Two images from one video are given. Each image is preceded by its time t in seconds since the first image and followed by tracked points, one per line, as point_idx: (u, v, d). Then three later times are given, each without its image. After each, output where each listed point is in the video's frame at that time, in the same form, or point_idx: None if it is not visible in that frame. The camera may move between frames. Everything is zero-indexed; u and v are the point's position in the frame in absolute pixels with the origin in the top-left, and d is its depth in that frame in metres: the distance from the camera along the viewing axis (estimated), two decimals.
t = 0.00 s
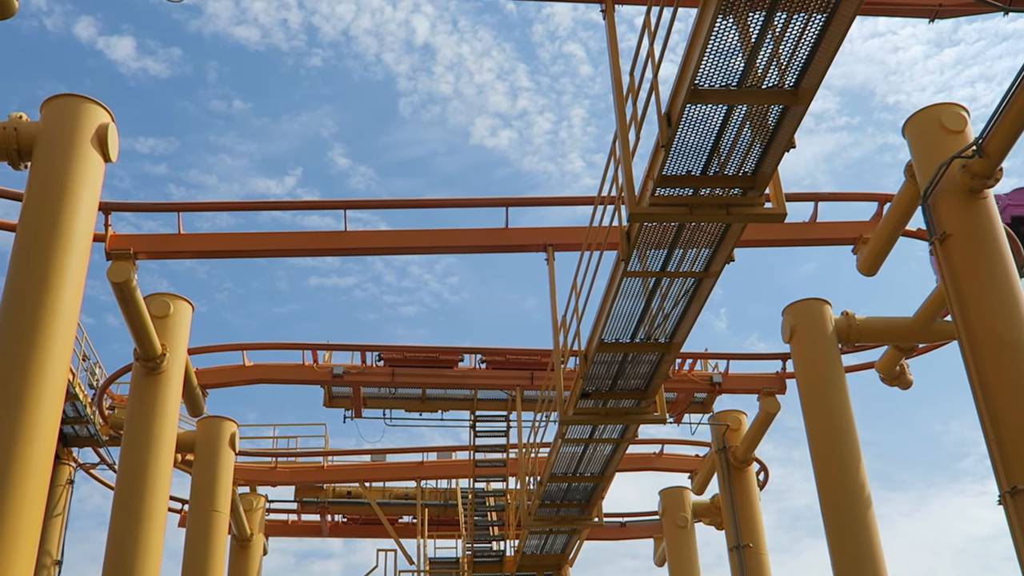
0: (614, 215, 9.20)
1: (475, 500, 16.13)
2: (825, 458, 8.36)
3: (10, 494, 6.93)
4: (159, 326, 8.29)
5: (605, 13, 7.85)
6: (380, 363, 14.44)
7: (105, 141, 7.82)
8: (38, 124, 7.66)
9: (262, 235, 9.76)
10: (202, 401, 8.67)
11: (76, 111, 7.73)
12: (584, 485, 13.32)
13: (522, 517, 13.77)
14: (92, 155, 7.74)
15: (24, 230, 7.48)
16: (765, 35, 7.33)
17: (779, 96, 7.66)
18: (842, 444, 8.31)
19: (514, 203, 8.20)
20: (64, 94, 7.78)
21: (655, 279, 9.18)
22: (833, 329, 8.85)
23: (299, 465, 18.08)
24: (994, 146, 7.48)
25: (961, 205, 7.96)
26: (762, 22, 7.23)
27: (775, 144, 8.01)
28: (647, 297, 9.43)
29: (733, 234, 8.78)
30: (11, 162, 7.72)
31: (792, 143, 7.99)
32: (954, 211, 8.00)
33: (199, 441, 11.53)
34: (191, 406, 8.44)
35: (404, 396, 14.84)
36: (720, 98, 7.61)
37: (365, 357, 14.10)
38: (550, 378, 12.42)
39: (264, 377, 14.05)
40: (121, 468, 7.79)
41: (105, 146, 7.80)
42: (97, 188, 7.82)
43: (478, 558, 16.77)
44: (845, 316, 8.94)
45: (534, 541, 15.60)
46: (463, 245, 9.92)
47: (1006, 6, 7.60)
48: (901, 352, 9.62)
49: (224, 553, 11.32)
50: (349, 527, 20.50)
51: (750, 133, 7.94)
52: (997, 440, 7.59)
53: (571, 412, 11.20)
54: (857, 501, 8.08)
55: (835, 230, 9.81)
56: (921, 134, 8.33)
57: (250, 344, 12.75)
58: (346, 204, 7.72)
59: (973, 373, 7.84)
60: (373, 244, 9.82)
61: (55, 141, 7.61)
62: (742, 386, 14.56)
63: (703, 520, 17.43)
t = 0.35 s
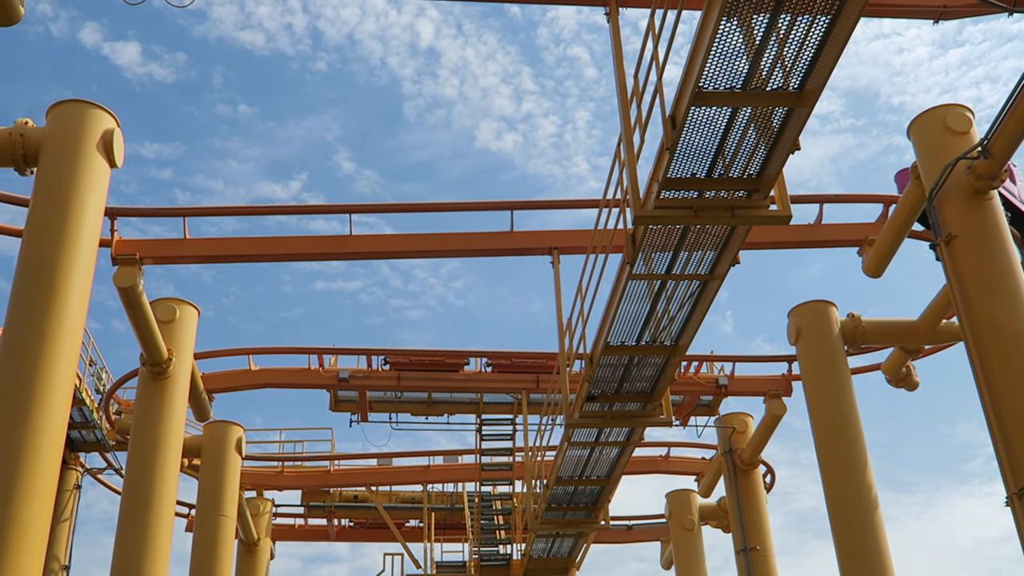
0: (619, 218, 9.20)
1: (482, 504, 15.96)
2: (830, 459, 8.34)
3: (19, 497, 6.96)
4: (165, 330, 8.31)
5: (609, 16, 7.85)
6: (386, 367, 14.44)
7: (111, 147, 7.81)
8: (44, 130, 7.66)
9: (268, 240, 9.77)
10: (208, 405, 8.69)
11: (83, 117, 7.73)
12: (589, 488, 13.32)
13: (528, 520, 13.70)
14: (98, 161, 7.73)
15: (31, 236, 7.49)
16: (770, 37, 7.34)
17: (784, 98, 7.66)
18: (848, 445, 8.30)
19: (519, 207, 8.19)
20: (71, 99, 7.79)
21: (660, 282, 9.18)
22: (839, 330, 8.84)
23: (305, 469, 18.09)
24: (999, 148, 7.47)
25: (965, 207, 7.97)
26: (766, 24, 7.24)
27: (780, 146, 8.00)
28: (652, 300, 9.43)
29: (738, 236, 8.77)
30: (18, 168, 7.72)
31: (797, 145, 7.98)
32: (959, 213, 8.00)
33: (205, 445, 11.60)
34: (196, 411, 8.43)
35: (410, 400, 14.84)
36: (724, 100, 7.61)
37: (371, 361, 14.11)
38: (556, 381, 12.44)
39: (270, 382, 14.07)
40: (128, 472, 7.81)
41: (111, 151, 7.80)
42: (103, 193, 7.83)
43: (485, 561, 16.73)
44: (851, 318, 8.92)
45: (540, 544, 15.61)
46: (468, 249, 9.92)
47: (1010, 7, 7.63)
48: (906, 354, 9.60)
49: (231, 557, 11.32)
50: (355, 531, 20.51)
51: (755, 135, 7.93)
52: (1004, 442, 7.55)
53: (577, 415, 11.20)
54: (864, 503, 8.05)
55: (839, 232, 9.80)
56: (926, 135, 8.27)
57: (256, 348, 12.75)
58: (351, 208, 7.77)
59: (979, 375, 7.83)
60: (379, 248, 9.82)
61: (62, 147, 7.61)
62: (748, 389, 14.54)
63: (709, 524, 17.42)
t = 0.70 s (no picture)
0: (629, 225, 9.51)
1: (497, 498, 16.64)
2: (833, 457, 8.60)
3: (56, 491, 7.34)
4: (194, 333, 8.67)
5: (619, 30, 8.14)
6: (405, 367, 14.78)
7: (142, 157, 8.14)
8: (79, 140, 7.99)
9: (289, 246, 10.10)
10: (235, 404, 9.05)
11: (115, 128, 8.07)
12: (601, 484, 13.63)
13: (540, 514, 14.15)
14: (130, 171, 8.06)
15: (66, 242, 7.84)
16: (774, 50, 7.64)
17: (789, 109, 7.95)
18: (852, 443, 8.56)
19: (532, 214, 8.51)
20: (104, 112, 8.13)
21: (669, 286, 9.47)
22: (842, 333, 9.12)
23: (329, 465, 18.46)
24: (998, 154, 7.78)
25: (965, 213, 8.22)
26: (771, 37, 7.55)
27: (784, 155, 8.28)
28: (661, 303, 9.72)
29: (744, 241, 9.05)
30: (53, 177, 8.05)
31: (801, 154, 8.26)
32: (959, 218, 8.26)
33: (232, 442, 11.99)
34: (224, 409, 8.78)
35: (428, 399, 15.19)
36: (731, 110, 7.90)
37: (391, 362, 14.46)
38: (568, 381, 12.80)
39: (293, 381, 14.42)
40: (159, 469, 8.15)
41: (143, 161, 8.13)
42: (135, 202, 8.16)
43: (500, 553, 17.16)
44: (852, 321, 9.21)
45: (554, 537, 15.92)
46: (483, 254, 10.24)
47: (1007, 19, 7.95)
48: (907, 355, 9.88)
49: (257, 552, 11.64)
50: (377, 525, 20.89)
51: (760, 144, 8.22)
52: (1001, 440, 7.91)
53: (588, 414, 11.52)
54: (867, 499, 8.31)
55: (842, 238, 10.08)
56: (926, 143, 8.53)
57: (280, 350, 13.09)
58: (371, 215, 8.10)
59: (977, 375, 8.14)
60: (396, 253, 10.15)
61: (95, 157, 7.94)
62: (753, 388, 14.82)
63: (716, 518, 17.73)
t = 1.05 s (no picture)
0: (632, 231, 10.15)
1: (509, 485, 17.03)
2: (822, 444, 9.21)
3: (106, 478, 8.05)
4: (230, 332, 9.35)
5: (624, 51, 8.77)
6: (426, 363, 15.46)
7: (182, 170, 8.81)
8: (125, 155, 8.66)
9: (315, 252, 10.76)
10: (269, 396, 9.73)
11: (159, 143, 8.75)
12: (607, 472, 14.29)
13: (552, 501, 14.72)
14: (173, 183, 8.74)
15: (113, 250, 8.51)
16: (767, 68, 8.27)
17: (781, 124, 8.57)
18: (840, 433, 9.16)
19: (543, 222, 9.15)
20: (149, 128, 8.80)
21: (670, 288, 10.10)
22: (831, 332, 9.74)
23: (355, 454, 19.12)
24: (978, 165, 8.47)
25: (946, 220, 8.82)
26: (765, 57, 8.17)
27: (778, 166, 8.89)
28: (663, 304, 10.36)
29: (740, 247, 9.67)
30: (102, 188, 8.70)
31: (793, 165, 8.88)
32: (940, 225, 8.87)
33: (267, 433, 12.71)
34: (258, 402, 9.47)
35: (446, 393, 15.84)
36: (728, 125, 8.53)
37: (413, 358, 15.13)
38: (576, 377, 13.49)
39: (326, 377, 15.06)
40: (199, 457, 8.82)
41: (183, 174, 8.80)
42: (176, 211, 8.83)
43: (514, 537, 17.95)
44: (840, 321, 9.82)
45: (563, 521, 16.95)
46: (496, 258, 10.88)
47: (984, 39, 8.52)
48: (892, 352, 10.46)
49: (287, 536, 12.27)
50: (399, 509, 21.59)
51: (755, 156, 8.84)
52: (981, 432, 8.54)
53: (595, 407, 12.18)
54: (853, 483, 8.93)
55: (832, 243, 10.68)
56: (910, 155, 9.17)
57: (311, 347, 13.74)
58: (394, 224, 8.74)
59: (959, 372, 8.76)
60: (413, 258, 10.78)
61: (140, 170, 8.60)
62: (749, 382, 15.44)
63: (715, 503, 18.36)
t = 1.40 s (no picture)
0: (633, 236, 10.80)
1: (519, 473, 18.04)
2: (810, 436, 9.84)
3: (148, 462, 8.72)
4: (260, 332, 10.07)
5: (624, 70, 9.42)
6: (440, 360, 16.13)
7: (215, 182, 9.51)
8: (163, 168, 9.35)
9: (335, 257, 11.44)
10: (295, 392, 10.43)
11: (193, 157, 9.44)
12: (610, 461, 14.98)
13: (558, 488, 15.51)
14: (207, 194, 9.44)
15: (154, 253, 9.19)
16: (758, 85, 8.90)
17: (771, 136, 9.22)
18: (827, 425, 9.80)
19: (550, 228, 9.80)
20: (185, 143, 9.50)
21: (668, 289, 10.73)
22: (818, 330, 10.38)
23: (376, 445, 19.79)
24: (955, 172, 9.17)
25: (924, 225, 9.47)
26: (755, 75, 8.83)
27: (768, 176, 9.53)
28: (661, 304, 11.00)
29: (733, 251, 10.31)
30: (141, 199, 9.39)
31: (782, 175, 9.52)
32: (919, 230, 9.52)
33: (294, 425, 13.46)
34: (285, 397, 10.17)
35: (460, 387, 16.51)
36: (721, 138, 9.18)
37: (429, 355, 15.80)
38: (580, 372, 14.17)
39: (349, 373, 15.74)
40: (231, 448, 9.51)
41: (217, 186, 9.49)
42: (209, 220, 9.51)
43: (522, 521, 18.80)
44: (827, 320, 10.46)
45: (569, 507, 17.69)
46: (504, 263, 11.55)
47: (960, 57, 9.11)
48: (875, 349, 11.08)
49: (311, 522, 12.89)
50: (417, 495, 22.31)
51: (746, 167, 9.48)
52: (960, 423, 9.18)
53: (599, 400, 12.81)
54: (840, 473, 9.53)
55: (819, 247, 11.30)
56: (890, 165, 9.84)
57: (335, 345, 14.42)
58: (411, 231, 9.41)
59: (938, 367, 9.41)
60: (428, 262, 11.46)
61: (177, 183, 9.29)
62: (742, 377, 16.05)
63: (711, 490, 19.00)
